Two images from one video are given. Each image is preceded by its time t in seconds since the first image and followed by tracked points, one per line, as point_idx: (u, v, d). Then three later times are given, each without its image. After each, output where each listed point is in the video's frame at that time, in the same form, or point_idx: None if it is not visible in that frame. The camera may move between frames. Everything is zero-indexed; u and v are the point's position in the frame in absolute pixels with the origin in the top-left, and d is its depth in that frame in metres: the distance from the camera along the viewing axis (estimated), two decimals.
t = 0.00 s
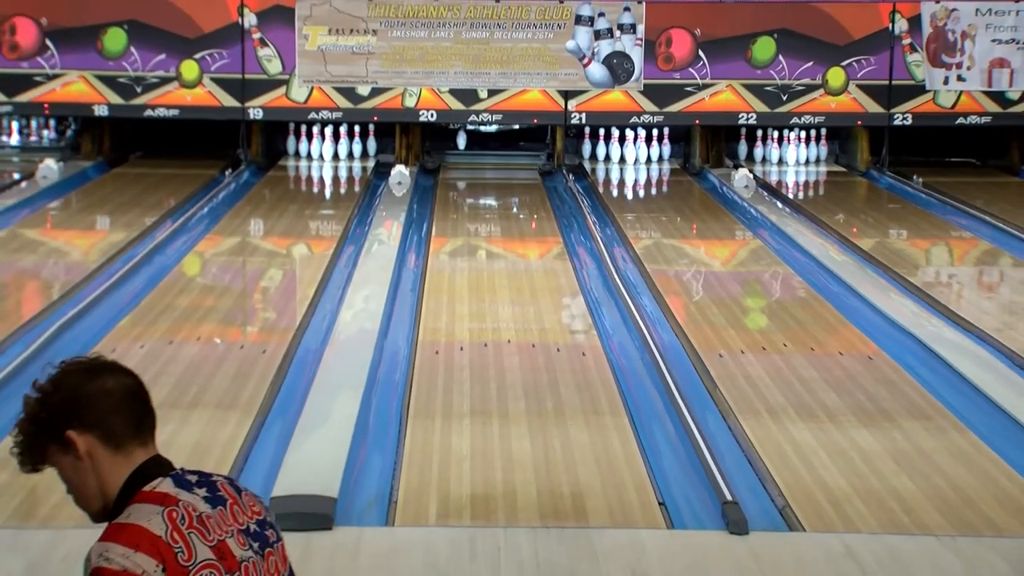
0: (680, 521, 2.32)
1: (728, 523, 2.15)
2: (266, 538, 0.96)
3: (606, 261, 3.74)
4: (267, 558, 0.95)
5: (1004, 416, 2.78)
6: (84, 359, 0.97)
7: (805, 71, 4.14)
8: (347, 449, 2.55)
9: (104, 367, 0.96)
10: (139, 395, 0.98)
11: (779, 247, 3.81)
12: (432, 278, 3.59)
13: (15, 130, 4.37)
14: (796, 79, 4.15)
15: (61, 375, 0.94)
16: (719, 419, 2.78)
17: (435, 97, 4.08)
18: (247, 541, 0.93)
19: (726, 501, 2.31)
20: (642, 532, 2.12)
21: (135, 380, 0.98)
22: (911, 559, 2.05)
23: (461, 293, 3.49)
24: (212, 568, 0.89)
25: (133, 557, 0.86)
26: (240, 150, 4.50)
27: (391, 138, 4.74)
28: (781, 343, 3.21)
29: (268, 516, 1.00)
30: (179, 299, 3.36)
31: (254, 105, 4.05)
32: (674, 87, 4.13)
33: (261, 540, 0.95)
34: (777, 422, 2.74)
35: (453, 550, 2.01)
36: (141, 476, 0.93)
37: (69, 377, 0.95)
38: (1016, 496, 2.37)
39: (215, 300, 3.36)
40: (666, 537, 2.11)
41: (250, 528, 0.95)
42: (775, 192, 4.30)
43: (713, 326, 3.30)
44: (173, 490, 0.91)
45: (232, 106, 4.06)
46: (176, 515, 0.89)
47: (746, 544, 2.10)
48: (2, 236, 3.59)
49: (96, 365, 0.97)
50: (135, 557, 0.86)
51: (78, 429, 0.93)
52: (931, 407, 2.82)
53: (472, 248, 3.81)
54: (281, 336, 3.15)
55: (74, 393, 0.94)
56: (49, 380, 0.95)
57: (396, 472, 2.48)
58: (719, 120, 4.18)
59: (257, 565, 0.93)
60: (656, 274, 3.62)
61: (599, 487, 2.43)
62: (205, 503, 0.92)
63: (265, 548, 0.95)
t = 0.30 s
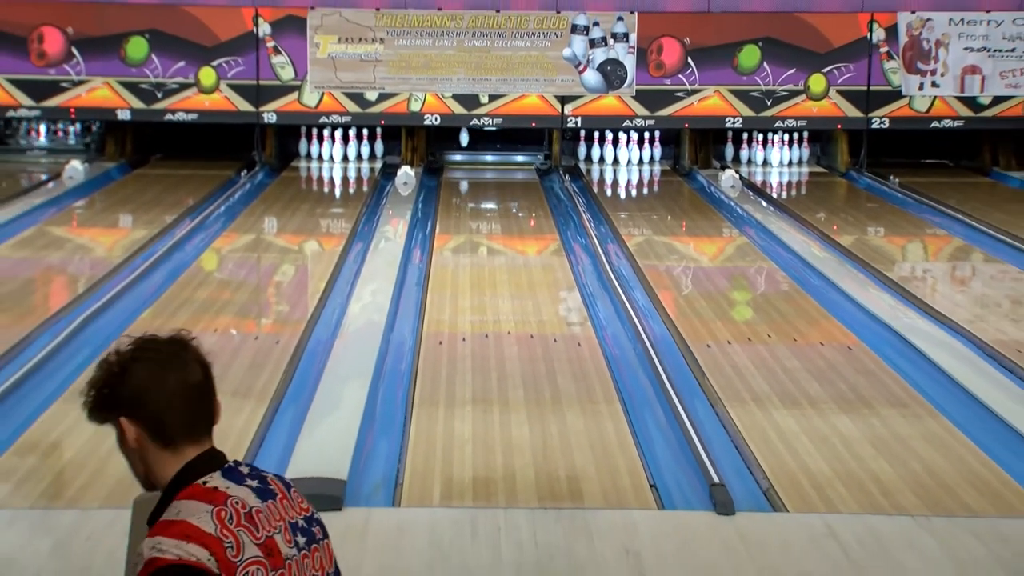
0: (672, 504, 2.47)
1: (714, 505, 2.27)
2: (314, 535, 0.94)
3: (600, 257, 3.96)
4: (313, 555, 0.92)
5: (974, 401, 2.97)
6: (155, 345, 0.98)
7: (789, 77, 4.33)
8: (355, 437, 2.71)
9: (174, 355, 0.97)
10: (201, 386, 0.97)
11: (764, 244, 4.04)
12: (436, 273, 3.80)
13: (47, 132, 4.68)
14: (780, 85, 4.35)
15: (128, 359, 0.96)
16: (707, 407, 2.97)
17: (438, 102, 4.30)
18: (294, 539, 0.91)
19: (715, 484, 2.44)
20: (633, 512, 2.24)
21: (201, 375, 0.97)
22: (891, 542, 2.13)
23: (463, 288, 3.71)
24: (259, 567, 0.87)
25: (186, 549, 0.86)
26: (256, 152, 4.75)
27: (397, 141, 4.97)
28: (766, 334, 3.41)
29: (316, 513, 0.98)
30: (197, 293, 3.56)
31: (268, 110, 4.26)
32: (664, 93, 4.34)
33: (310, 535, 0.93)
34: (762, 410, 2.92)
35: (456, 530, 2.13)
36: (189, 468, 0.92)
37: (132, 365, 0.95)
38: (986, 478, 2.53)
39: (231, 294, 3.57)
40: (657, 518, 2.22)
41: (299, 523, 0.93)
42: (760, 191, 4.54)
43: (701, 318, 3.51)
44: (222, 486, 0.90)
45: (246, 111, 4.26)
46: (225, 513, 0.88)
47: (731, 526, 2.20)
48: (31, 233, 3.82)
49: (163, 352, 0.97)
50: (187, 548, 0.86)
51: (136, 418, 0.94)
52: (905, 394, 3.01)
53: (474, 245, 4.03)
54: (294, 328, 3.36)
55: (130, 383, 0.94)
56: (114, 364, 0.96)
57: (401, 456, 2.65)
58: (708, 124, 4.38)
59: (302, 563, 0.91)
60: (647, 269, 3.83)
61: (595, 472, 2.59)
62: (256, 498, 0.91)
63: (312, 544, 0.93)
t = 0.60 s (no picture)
0: (662, 486, 2.61)
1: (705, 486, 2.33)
2: (358, 531, 1.00)
3: (595, 253, 4.17)
4: (355, 551, 0.98)
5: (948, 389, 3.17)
6: (234, 333, 1.01)
7: (773, 82, 4.55)
8: (363, 426, 2.90)
9: (248, 348, 1.00)
10: (268, 380, 1.00)
11: (750, 240, 4.26)
12: (439, 268, 4.01)
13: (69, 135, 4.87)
14: (766, 90, 4.55)
15: (204, 345, 0.99)
16: (696, 394, 3.15)
17: (442, 105, 4.49)
18: (337, 536, 0.96)
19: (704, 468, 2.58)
20: (629, 494, 2.29)
21: (267, 378, 0.99)
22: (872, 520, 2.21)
23: (465, 282, 3.91)
24: (303, 563, 0.92)
25: (236, 539, 0.91)
26: (268, 153, 4.98)
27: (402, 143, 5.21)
28: (751, 325, 3.61)
29: (361, 508, 1.03)
30: (213, 286, 3.76)
31: (279, 113, 4.46)
32: (655, 97, 4.54)
33: (354, 531, 0.99)
34: (748, 398, 3.11)
35: (458, 513, 2.16)
36: (243, 457, 0.98)
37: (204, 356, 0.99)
38: (961, 463, 2.69)
39: (245, 287, 3.76)
40: (651, 499, 2.27)
41: (344, 518, 0.98)
42: (746, 190, 4.77)
43: (690, 311, 3.71)
44: (276, 478, 0.95)
45: (259, 115, 4.46)
46: (276, 509, 0.93)
47: (721, 507, 2.26)
48: (56, 230, 4.04)
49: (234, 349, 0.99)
50: (236, 538, 0.91)
51: (203, 402, 0.99)
52: (883, 383, 3.20)
53: (475, 241, 4.24)
54: (304, 319, 3.54)
55: (200, 372, 0.99)
56: (193, 346, 1.00)
57: (407, 443, 2.82)
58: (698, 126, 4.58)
59: (343, 559, 0.96)
60: (640, 264, 4.04)
61: (589, 457, 2.75)
62: (308, 494, 0.96)
63: (354, 539, 0.99)
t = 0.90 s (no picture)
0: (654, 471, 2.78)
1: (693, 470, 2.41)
2: (406, 531, 1.00)
3: (590, 249, 4.40)
4: (400, 550, 0.98)
5: (923, 377, 3.36)
6: (313, 340, 1.00)
7: (759, 88, 4.77)
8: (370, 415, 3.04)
9: (322, 358, 0.99)
10: (340, 390, 1.00)
11: (736, 236, 4.50)
12: (442, 265, 4.22)
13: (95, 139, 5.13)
14: (752, 95, 4.78)
15: (283, 349, 1.00)
16: (686, 383, 3.34)
17: (445, 109, 4.70)
18: (384, 532, 0.96)
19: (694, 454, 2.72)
20: (621, 478, 2.39)
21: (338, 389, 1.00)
22: (851, 503, 2.30)
23: (467, 276, 4.13)
24: (343, 554, 0.92)
25: (282, 521, 0.92)
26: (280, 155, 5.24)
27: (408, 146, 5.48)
28: (738, 318, 3.82)
29: (414, 512, 1.04)
30: (228, 281, 3.98)
31: (291, 117, 4.69)
32: (646, 102, 4.77)
33: (402, 532, 0.99)
34: (734, 386, 3.29)
35: (460, 497, 2.27)
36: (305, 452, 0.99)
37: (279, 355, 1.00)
38: (938, 449, 2.84)
39: (258, 282, 3.97)
40: (643, 484, 2.37)
41: (395, 517, 0.99)
42: (733, 190, 5.03)
43: (680, 305, 3.91)
44: (333, 469, 0.96)
45: (272, 118, 4.69)
46: (326, 498, 0.93)
47: (709, 492, 2.35)
48: (80, 228, 4.28)
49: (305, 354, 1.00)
50: (282, 521, 0.92)
51: (276, 400, 1.00)
52: (862, 371, 3.39)
53: (475, 238, 4.47)
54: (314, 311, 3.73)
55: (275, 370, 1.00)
56: (275, 346, 1.01)
57: (412, 429, 2.97)
58: (687, 130, 4.80)
59: (385, 556, 0.96)
60: (632, 260, 4.27)
61: (585, 444, 2.88)
62: (361, 489, 0.96)
63: (402, 538, 0.99)
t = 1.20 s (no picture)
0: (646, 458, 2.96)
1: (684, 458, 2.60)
2: (419, 527, 1.03)
3: (585, 247, 4.64)
4: (410, 544, 1.02)
5: (903, 369, 3.57)
6: (352, 337, 1.04)
7: (747, 94, 5.01)
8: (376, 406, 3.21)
9: (358, 356, 1.03)
10: (373, 387, 1.04)
11: (724, 235, 4.75)
12: (446, 262, 4.45)
13: (117, 143, 5.41)
14: (740, 101, 5.02)
15: (322, 344, 1.04)
16: (677, 375, 3.53)
17: (448, 116, 4.95)
18: (395, 523, 1.01)
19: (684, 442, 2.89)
20: (616, 467, 2.54)
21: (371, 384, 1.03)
22: (835, 489, 2.44)
23: (469, 273, 4.36)
24: (353, 535, 0.98)
25: (299, 498, 0.97)
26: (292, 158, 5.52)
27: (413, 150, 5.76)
28: (726, 313, 4.03)
29: (430, 509, 1.07)
30: (243, 277, 4.20)
31: (302, 122, 4.92)
32: (639, 108, 5.01)
33: (415, 526, 1.03)
34: (722, 376, 3.50)
35: (461, 481, 2.43)
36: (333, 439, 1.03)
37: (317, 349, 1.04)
38: (916, 438, 3.02)
39: (271, 279, 4.20)
40: (636, 470, 2.53)
41: (409, 513, 1.02)
42: (721, 192, 5.30)
43: (671, 301, 4.13)
44: (355, 456, 1.01)
45: (284, 124, 4.93)
46: (344, 482, 0.98)
47: (699, 476, 2.51)
48: (103, 227, 4.53)
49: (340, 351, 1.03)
50: (301, 497, 0.97)
51: (311, 388, 1.05)
52: (843, 363, 3.60)
53: (477, 237, 4.71)
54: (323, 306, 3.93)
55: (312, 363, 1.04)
56: (315, 338, 1.05)
57: (416, 419, 3.14)
58: (678, 134, 5.05)
59: (394, 547, 1.01)
60: (626, 258, 4.51)
61: (580, 432, 3.08)
62: (378, 480, 1.00)
63: (413, 533, 1.03)
